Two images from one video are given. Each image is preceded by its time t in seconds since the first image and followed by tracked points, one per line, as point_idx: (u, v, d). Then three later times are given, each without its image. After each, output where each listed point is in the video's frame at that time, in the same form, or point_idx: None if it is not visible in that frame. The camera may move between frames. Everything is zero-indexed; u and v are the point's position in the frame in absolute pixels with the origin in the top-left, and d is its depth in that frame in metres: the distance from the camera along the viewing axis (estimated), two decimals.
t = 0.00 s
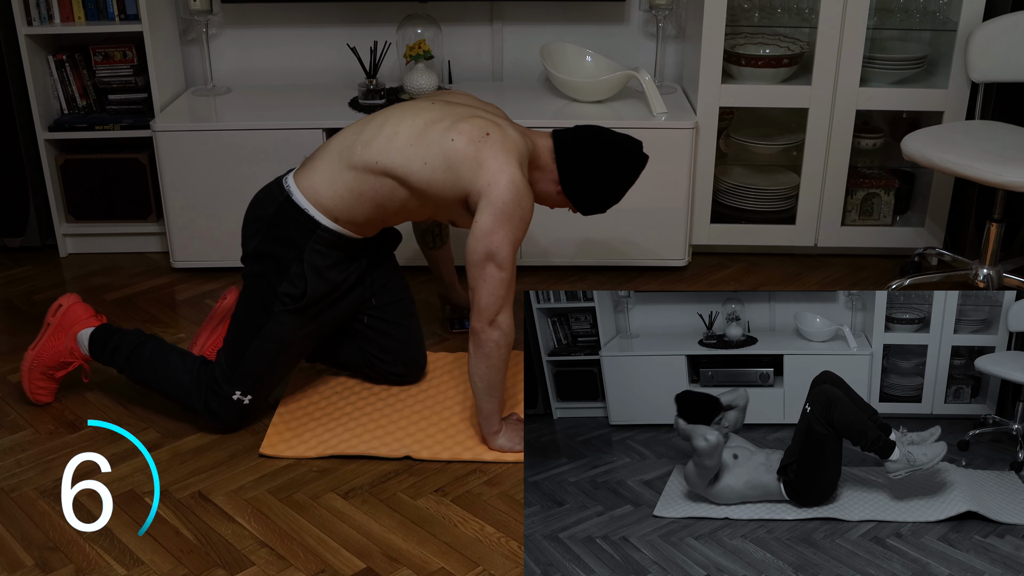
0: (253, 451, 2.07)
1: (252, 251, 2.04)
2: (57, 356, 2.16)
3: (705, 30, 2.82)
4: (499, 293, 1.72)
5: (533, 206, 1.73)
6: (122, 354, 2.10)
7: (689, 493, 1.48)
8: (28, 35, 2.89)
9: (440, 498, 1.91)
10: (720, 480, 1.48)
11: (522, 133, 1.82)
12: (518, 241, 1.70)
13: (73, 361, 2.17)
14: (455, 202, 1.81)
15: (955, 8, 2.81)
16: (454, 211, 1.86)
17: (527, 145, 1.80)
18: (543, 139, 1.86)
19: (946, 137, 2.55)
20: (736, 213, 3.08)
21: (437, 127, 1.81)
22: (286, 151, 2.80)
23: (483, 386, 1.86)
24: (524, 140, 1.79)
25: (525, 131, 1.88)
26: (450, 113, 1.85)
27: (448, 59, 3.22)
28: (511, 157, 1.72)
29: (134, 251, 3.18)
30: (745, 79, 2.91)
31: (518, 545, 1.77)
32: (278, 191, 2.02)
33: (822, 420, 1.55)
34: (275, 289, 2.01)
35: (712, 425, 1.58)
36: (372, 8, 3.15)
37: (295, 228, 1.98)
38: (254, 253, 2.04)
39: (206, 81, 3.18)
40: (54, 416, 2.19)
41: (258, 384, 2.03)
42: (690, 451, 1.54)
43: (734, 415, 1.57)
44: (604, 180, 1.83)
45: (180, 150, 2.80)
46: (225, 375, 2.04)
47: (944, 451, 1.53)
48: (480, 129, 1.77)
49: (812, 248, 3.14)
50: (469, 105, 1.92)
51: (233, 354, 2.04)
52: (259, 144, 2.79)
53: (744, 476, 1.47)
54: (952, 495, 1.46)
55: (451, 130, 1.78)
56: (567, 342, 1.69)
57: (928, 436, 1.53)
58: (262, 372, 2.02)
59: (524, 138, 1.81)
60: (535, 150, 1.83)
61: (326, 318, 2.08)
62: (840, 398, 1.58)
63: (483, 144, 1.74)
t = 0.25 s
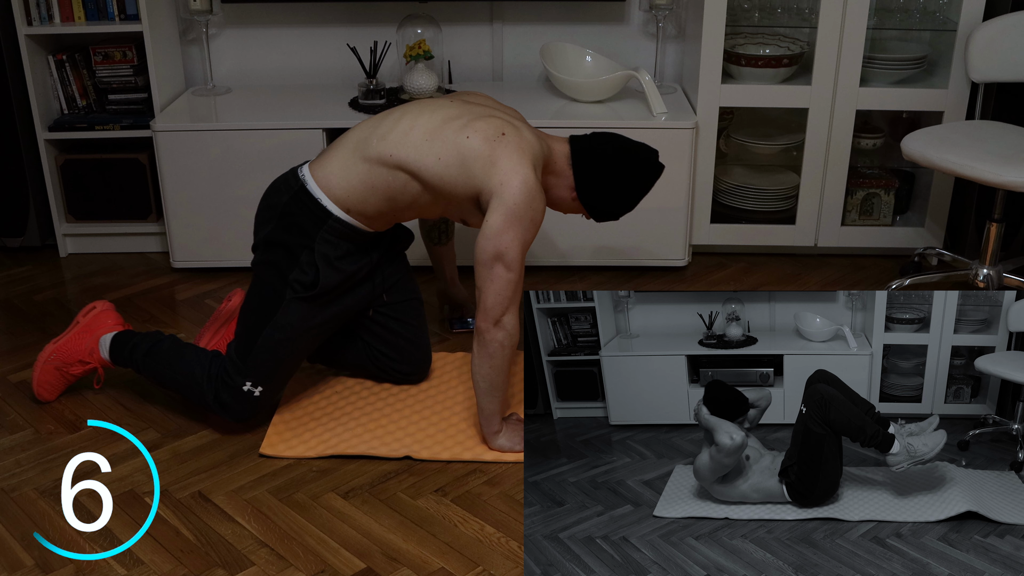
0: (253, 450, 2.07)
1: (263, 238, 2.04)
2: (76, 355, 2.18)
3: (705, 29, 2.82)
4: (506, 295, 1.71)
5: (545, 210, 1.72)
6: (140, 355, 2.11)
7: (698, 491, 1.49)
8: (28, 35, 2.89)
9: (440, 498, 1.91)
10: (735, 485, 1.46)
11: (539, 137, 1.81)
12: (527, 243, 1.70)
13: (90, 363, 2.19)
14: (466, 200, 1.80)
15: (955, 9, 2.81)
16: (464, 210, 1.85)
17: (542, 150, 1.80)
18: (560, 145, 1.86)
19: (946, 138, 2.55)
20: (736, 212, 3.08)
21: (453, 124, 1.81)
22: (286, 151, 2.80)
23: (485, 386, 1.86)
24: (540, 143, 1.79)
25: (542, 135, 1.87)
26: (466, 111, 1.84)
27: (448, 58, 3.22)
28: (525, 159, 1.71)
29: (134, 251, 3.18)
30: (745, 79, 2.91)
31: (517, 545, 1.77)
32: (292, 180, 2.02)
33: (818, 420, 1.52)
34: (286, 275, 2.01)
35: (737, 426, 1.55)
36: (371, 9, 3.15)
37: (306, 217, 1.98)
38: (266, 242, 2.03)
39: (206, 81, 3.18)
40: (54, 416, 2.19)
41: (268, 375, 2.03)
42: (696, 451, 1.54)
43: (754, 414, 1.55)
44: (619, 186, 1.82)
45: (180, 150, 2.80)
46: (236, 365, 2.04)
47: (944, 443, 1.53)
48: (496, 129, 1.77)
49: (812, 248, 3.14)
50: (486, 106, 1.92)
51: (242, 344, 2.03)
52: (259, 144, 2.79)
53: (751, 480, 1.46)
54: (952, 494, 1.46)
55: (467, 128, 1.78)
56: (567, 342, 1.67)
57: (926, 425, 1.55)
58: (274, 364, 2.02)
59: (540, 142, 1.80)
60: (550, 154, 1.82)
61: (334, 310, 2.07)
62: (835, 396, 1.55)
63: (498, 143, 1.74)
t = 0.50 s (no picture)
0: (253, 451, 2.07)
1: (271, 233, 2.03)
2: (110, 360, 2.16)
3: (705, 30, 2.82)
4: (504, 295, 1.71)
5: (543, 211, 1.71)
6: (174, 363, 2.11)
7: (698, 493, 1.48)
8: (28, 35, 2.89)
9: (440, 498, 1.91)
10: (729, 481, 1.47)
11: (540, 137, 1.80)
12: (525, 244, 1.69)
13: (124, 368, 2.17)
14: (465, 200, 1.80)
15: (955, 9, 2.81)
16: (464, 209, 1.85)
17: (544, 151, 1.79)
18: (564, 144, 1.85)
19: (946, 137, 2.55)
20: (736, 212, 3.08)
21: (453, 123, 1.80)
22: (286, 151, 2.80)
23: (485, 387, 1.86)
24: (541, 144, 1.78)
25: (546, 134, 1.87)
26: (468, 110, 1.84)
27: (448, 58, 3.22)
28: (523, 159, 1.71)
29: (134, 251, 3.18)
30: (745, 78, 2.91)
31: (517, 544, 1.77)
32: (297, 175, 2.03)
33: (825, 421, 1.55)
34: (298, 267, 2.00)
35: (726, 425, 1.56)
36: (371, 9, 3.15)
37: (311, 211, 1.99)
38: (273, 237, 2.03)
39: (206, 81, 3.18)
40: (54, 416, 2.19)
41: (302, 373, 2.00)
42: (694, 451, 1.53)
43: (746, 414, 1.55)
44: (623, 186, 1.81)
45: (180, 150, 2.80)
46: (265, 367, 2.01)
47: (947, 450, 1.52)
48: (495, 129, 1.76)
49: (812, 248, 3.14)
50: (490, 105, 1.91)
51: (269, 348, 2.01)
52: (258, 144, 2.79)
53: (750, 478, 1.46)
54: (953, 494, 1.46)
55: (466, 127, 1.78)
56: (567, 342, 1.67)
57: (931, 433, 1.53)
58: (303, 359, 2.00)
59: (542, 142, 1.79)
60: (554, 154, 1.82)
61: (347, 305, 2.06)
62: (844, 398, 1.57)
63: (496, 143, 1.73)
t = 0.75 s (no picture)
0: (253, 451, 2.07)
1: (274, 235, 2.03)
2: (137, 373, 2.17)
3: (705, 30, 2.82)
4: (496, 296, 1.71)
5: (530, 210, 1.71)
6: (209, 376, 2.10)
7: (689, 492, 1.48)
8: (28, 35, 2.89)
9: (440, 498, 1.91)
10: (715, 479, 1.47)
11: (526, 136, 1.79)
12: (515, 244, 1.69)
13: (150, 382, 2.18)
14: (454, 200, 1.80)
15: (955, 8, 2.81)
16: (452, 208, 1.85)
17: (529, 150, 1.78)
18: (554, 142, 1.86)
19: (946, 137, 2.55)
20: (736, 212, 3.08)
21: (440, 123, 1.80)
22: (286, 151, 2.80)
23: (483, 387, 1.86)
24: (527, 144, 1.77)
25: (535, 133, 1.87)
26: (457, 109, 1.83)
27: (448, 58, 3.22)
28: (509, 158, 1.71)
29: (134, 251, 3.18)
30: (745, 79, 2.91)
31: (517, 544, 1.77)
32: (291, 176, 2.03)
33: (830, 423, 1.54)
34: (308, 268, 2.00)
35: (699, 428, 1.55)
36: (371, 9, 3.15)
37: (306, 211, 1.98)
38: (276, 240, 2.03)
39: (206, 81, 3.18)
40: (55, 417, 2.19)
41: (342, 373, 2.04)
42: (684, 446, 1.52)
43: (728, 416, 1.56)
44: (613, 181, 1.81)
45: (180, 150, 2.80)
46: (302, 371, 2.03)
47: (949, 458, 1.51)
48: (482, 129, 1.76)
49: (812, 248, 3.14)
50: (479, 103, 1.91)
51: (301, 354, 2.02)
52: (258, 144, 2.79)
53: (744, 474, 1.46)
54: (953, 496, 1.46)
55: (453, 127, 1.77)
56: (567, 342, 1.68)
57: (933, 443, 1.52)
58: (337, 357, 2.02)
59: (527, 142, 1.78)
60: (542, 152, 1.83)
61: (360, 305, 2.06)
62: (850, 400, 1.57)
63: (481, 144, 1.73)
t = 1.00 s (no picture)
0: (253, 450, 2.07)
1: (265, 241, 2.03)
2: (138, 375, 2.17)
3: (705, 30, 2.82)
4: (491, 293, 1.71)
5: (518, 205, 1.70)
6: (207, 377, 2.10)
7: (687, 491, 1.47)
8: (28, 35, 2.89)
9: (440, 498, 1.91)
10: (709, 479, 1.46)
11: (508, 128, 1.78)
12: (505, 240, 1.69)
13: (151, 384, 2.18)
14: (442, 197, 1.80)
15: (955, 9, 2.81)
16: (440, 205, 1.85)
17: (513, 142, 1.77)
18: (541, 131, 1.85)
19: (946, 137, 2.55)
20: (736, 212, 3.08)
21: (422, 121, 1.79)
22: (286, 151, 2.80)
23: (483, 385, 1.86)
24: (510, 136, 1.75)
25: (522, 124, 1.86)
26: (437, 106, 1.82)
27: (448, 58, 3.22)
28: (492, 155, 1.69)
29: (134, 251, 3.18)
30: (745, 79, 2.91)
31: (517, 544, 1.77)
32: (280, 181, 2.03)
33: (831, 423, 1.54)
34: (301, 273, 2.00)
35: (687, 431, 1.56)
36: (371, 9, 3.15)
37: (296, 215, 1.98)
38: (268, 246, 2.03)
39: (206, 81, 3.18)
40: (55, 417, 2.19)
41: (344, 375, 2.05)
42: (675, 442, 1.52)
43: (716, 418, 1.57)
44: (599, 168, 1.78)
45: (180, 150, 2.80)
46: (304, 374, 2.03)
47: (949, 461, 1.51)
48: (462, 126, 1.74)
49: (812, 249, 3.14)
50: (461, 97, 1.89)
51: (299, 356, 2.03)
52: (258, 144, 2.79)
53: (743, 472, 1.46)
54: (953, 496, 1.46)
55: (434, 126, 1.76)
56: (567, 341, 1.68)
57: (933, 445, 1.52)
58: (336, 360, 2.03)
59: (510, 134, 1.76)
60: (527, 142, 1.81)
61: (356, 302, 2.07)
62: (851, 401, 1.56)
63: (462, 141, 1.72)
